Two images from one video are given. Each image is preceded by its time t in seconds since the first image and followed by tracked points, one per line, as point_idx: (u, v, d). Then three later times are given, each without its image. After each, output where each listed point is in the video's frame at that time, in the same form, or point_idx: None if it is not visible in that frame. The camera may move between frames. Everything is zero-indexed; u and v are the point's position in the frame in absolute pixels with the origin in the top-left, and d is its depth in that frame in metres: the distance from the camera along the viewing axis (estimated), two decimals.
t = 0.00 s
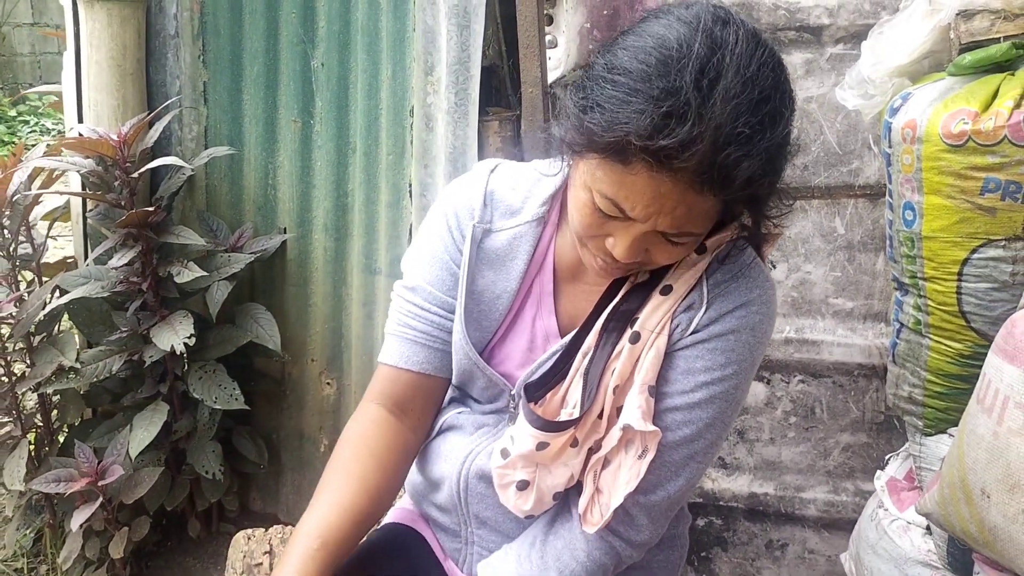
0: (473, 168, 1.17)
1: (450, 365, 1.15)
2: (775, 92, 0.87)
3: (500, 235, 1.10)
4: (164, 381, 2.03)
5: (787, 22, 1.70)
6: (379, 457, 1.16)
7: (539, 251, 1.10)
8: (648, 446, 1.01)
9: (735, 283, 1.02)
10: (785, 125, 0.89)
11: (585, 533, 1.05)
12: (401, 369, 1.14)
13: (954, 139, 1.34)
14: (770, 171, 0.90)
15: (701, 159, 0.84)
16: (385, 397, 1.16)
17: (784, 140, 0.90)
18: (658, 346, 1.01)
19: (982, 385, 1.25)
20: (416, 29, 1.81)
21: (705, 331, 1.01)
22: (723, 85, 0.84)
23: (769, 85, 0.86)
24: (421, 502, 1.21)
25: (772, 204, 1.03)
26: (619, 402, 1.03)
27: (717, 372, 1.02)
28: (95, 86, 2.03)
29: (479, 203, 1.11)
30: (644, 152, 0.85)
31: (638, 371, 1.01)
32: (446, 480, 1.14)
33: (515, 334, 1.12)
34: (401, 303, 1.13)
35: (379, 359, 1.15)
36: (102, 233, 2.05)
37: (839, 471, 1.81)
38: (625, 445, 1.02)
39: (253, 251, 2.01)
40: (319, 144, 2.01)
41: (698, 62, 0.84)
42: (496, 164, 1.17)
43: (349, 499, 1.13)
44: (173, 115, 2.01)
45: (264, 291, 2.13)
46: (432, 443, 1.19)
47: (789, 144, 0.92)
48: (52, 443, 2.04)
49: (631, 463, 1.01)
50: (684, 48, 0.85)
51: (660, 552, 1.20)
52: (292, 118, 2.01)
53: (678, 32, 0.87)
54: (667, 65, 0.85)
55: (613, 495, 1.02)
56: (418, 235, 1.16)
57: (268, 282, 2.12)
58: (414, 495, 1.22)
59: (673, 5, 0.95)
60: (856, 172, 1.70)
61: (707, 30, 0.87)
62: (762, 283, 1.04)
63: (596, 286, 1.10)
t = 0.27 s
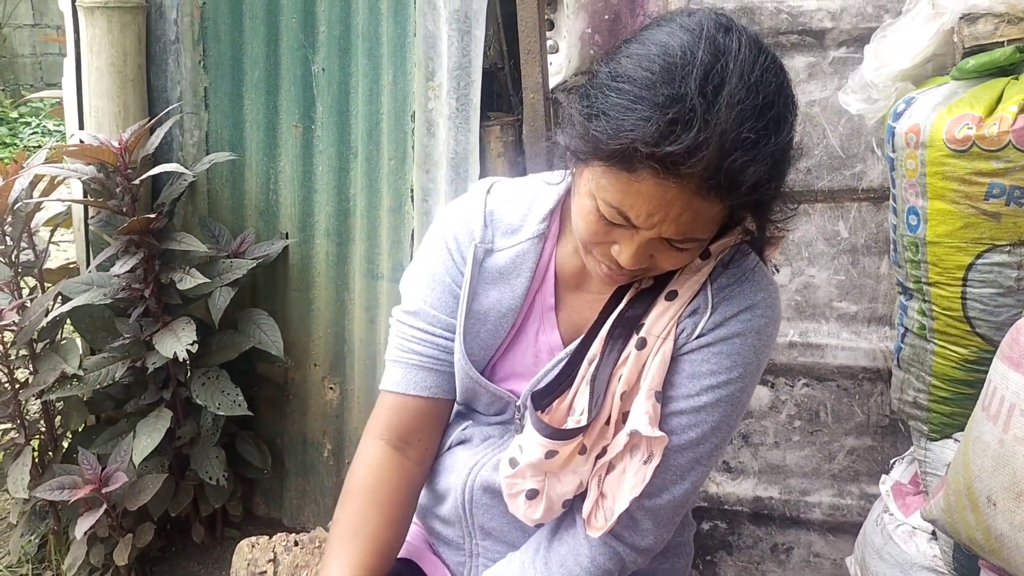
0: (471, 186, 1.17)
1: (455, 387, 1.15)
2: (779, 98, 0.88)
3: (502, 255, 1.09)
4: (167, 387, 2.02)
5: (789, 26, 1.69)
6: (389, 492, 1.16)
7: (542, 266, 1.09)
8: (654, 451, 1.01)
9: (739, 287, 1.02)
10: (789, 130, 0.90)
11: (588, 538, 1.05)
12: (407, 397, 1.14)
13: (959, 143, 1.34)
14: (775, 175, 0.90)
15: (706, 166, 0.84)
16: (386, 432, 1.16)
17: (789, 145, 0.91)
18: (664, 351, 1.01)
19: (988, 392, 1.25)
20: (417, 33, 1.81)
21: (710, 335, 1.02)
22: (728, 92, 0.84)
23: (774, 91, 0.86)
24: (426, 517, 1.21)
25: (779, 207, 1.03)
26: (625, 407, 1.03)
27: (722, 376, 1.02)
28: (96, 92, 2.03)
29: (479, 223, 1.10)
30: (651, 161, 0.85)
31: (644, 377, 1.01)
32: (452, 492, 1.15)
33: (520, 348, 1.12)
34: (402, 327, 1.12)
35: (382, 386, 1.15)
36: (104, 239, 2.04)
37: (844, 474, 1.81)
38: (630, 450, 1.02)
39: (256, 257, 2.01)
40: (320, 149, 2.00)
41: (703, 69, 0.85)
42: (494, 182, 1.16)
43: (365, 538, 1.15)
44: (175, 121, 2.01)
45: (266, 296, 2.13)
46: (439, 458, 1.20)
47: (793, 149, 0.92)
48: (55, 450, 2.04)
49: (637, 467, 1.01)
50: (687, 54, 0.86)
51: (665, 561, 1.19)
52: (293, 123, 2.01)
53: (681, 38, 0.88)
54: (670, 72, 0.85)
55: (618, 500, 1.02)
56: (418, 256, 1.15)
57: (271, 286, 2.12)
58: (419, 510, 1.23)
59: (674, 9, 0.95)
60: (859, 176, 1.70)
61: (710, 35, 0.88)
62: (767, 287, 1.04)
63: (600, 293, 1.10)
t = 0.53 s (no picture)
0: (449, 190, 1.15)
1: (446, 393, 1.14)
2: (738, 90, 0.86)
3: (484, 258, 1.08)
4: (166, 383, 2.02)
5: (789, 18, 1.68)
6: (387, 507, 1.17)
7: (525, 267, 1.09)
8: (642, 446, 1.01)
9: (722, 276, 1.01)
10: (751, 122, 0.88)
11: (581, 535, 1.05)
12: (398, 409, 1.14)
13: (960, 137, 1.34)
14: (737, 168, 0.88)
15: (662, 163, 0.83)
16: (380, 448, 1.15)
17: (755, 138, 0.89)
18: (649, 346, 1.00)
19: (989, 386, 1.24)
20: (414, 27, 1.80)
21: (695, 326, 1.01)
22: (684, 86, 0.83)
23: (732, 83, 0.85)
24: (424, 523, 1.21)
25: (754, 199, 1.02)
26: (614, 403, 1.02)
27: (709, 366, 1.01)
28: (93, 88, 2.02)
29: (460, 228, 1.09)
30: (609, 160, 0.84)
31: (631, 372, 1.01)
32: (447, 495, 1.15)
33: (507, 351, 1.11)
34: (387, 336, 1.11)
35: (373, 400, 1.15)
36: (102, 236, 2.04)
37: (845, 468, 1.80)
38: (619, 446, 1.01)
39: (254, 252, 2.00)
40: (318, 143, 1.99)
41: (656, 64, 0.83)
42: (472, 185, 1.15)
43: (368, 553, 1.16)
44: (172, 116, 2.00)
45: (265, 292, 2.12)
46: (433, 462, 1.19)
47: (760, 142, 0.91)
48: (55, 446, 2.04)
49: (626, 463, 1.00)
50: (642, 51, 0.85)
51: (661, 554, 1.19)
52: (291, 118, 2.00)
53: (638, 34, 0.87)
54: (625, 70, 0.84)
55: (608, 496, 1.01)
56: (401, 264, 1.14)
57: (269, 282, 2.11)
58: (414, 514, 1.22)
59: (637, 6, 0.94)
60: (860, 169, 1.69)
61: (667, 30, 0.87)
62: (750, 275, 1.03)
63: (584, 291, 1.10)
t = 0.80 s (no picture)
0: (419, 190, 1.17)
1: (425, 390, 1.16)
2: (655, 72, 0.86)
3: (455, 253, 1.09)
4: (158, 376, 2.01)
5: (784, 7, 1.67)
6: (369, 507, 1.17)
7: (497, 260, 1.10)
8: (617, 435, 1.00)
9: (688, 261, 1.01)
10: (674, 104, 0.87)
11: (560, 528, 1.05)
12: (377, 407, 1.15)
13: (955, 126, 1.33)
14: (662, 151, 0.87)
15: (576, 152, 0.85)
16: (360, 447, 1.17)
17: (682, 119, 0.88)
18: (618, 334, 1.00)
19: (984, 378, 1.23)
20: (406, 18, 1.77)
21: (663, 312, 1.01)
22: (593, 73, 0.84)
23: (645, 66, 0.85)
24: (409, 521, 1.22)
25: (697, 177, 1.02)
26: (587, 394, 1.02)
27: (680, 351, 1.01)
28: (82, 79, 1.99)
29: (429, 225, 1.10)
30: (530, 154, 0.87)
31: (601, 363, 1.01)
32: (432, 491, 1.15)
33: (484, 347, 1.12)
34: (364, 336, 1.13)
35: (352, 399, 1.16)
36: (92, 228, 2.02)
37: (840, 460, 1.79)
38: (594, 436, 1.02)
39: (246, 244, 1.99)
40: (310, 135, 1.98)
41: (565, 54, 0.86)
42: (441, 183, 1.17)
43: (352, 554, 1.16)
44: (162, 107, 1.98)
45: (258, 284, 2.11)
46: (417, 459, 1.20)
47: (694, 123, 0.90)
48: (47, 439, 2.04)
49: (600, 453, 1.00)
50: (554, 44, 0.87)
51: (646, 544, 1.19)
52: (283, 109, 1.98)
53: (553, 28, 0.89)
54: (537, 64, 0.87)
55: (584, 486, 1.01)
56: (375, 265, 1.15)
57: (261, 274, 2.10)
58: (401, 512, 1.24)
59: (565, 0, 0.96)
60: (855, 159, 1.68)
61: (581, 23, 0.89)
62: (718, 257, 1.02)
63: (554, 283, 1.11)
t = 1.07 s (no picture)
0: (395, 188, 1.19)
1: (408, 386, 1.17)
2: (596, 45, 0.86)
3: (430, 246, 1.10)
4: (147, 368, 1.99)
5: None
6: (354, 503, 1.17)
7: (473, 252, 1.11)
8: (599, 422, 1.00)
9: (663, 244, 1.00)
10: (618, 77, 0.86)
11: (545, 517, 1.04)
12: (359, 403, 1.16)
13: (949, 116, 1.32)
14: (605, 126, 0.86)
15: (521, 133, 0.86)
16: (344, 443, 1.17)
17: (626, 92, 0.87)
18: (596, 320, 1.00)
19: (978, 370, 1.22)
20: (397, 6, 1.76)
21: (640, 296, 1.00)
22: (531, 50, 0.85)
23: (583, 40, 0.85)
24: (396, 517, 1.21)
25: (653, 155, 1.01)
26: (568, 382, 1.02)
27: (659, 335, 0.99)
28: (70, 68, 1.97)
29: (404, 219, 1.12)
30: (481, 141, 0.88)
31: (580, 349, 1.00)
32: (419, 485, 1.15)
33: (465, 341, 1.12)
34: (344, 334, 1.14)
35: (334, 398, 1.17)
36: (81, 219, 2.00)
37: (833, 453, 1.78)
38: (576, 424, 1.01)
39: (237, 236, 1.97)
40: (301, 125, 1.96)
41: (502, 32, 0.86)
42: (416, 180, 1.19)
43: (336, 552, 1.16)
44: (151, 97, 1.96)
45: (249, 275, 2.09)
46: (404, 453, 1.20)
47: (639, 96, 0.88)
48: (36, 433, 2.03)
49: (583, 441, 1.00)
50: (494, 24, 0.88)
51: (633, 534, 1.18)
52: (273, 100, 1.96)
53: (494, 9, 0.90)
54: (476, 45, 0.88)
55: (567, 474, 1.01)
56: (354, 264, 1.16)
57: (252, 266, 2.08)
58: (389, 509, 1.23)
59: None
60: (849, 150, 1.66)
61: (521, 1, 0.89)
62: (694, 238, 1.00)
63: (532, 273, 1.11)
